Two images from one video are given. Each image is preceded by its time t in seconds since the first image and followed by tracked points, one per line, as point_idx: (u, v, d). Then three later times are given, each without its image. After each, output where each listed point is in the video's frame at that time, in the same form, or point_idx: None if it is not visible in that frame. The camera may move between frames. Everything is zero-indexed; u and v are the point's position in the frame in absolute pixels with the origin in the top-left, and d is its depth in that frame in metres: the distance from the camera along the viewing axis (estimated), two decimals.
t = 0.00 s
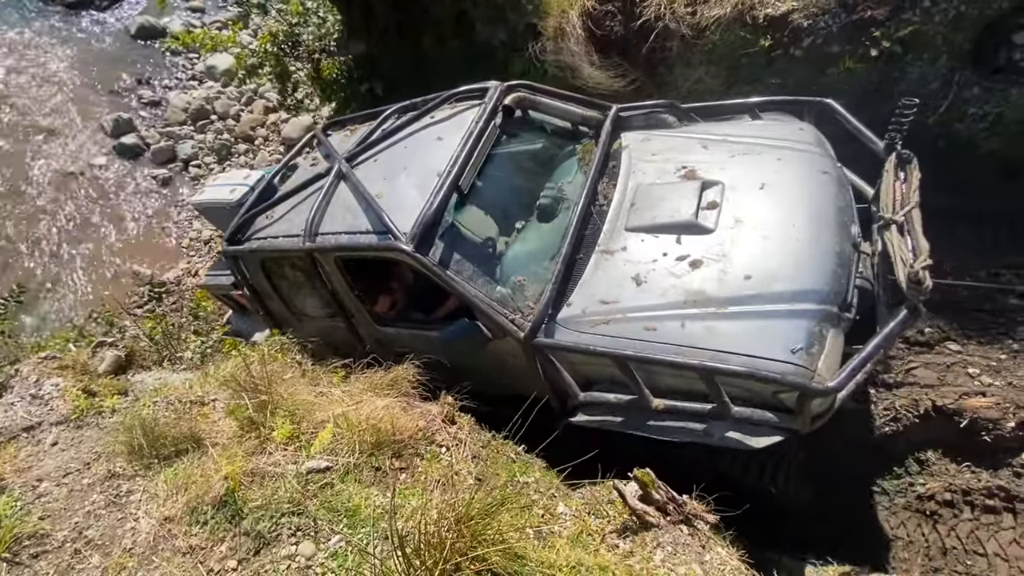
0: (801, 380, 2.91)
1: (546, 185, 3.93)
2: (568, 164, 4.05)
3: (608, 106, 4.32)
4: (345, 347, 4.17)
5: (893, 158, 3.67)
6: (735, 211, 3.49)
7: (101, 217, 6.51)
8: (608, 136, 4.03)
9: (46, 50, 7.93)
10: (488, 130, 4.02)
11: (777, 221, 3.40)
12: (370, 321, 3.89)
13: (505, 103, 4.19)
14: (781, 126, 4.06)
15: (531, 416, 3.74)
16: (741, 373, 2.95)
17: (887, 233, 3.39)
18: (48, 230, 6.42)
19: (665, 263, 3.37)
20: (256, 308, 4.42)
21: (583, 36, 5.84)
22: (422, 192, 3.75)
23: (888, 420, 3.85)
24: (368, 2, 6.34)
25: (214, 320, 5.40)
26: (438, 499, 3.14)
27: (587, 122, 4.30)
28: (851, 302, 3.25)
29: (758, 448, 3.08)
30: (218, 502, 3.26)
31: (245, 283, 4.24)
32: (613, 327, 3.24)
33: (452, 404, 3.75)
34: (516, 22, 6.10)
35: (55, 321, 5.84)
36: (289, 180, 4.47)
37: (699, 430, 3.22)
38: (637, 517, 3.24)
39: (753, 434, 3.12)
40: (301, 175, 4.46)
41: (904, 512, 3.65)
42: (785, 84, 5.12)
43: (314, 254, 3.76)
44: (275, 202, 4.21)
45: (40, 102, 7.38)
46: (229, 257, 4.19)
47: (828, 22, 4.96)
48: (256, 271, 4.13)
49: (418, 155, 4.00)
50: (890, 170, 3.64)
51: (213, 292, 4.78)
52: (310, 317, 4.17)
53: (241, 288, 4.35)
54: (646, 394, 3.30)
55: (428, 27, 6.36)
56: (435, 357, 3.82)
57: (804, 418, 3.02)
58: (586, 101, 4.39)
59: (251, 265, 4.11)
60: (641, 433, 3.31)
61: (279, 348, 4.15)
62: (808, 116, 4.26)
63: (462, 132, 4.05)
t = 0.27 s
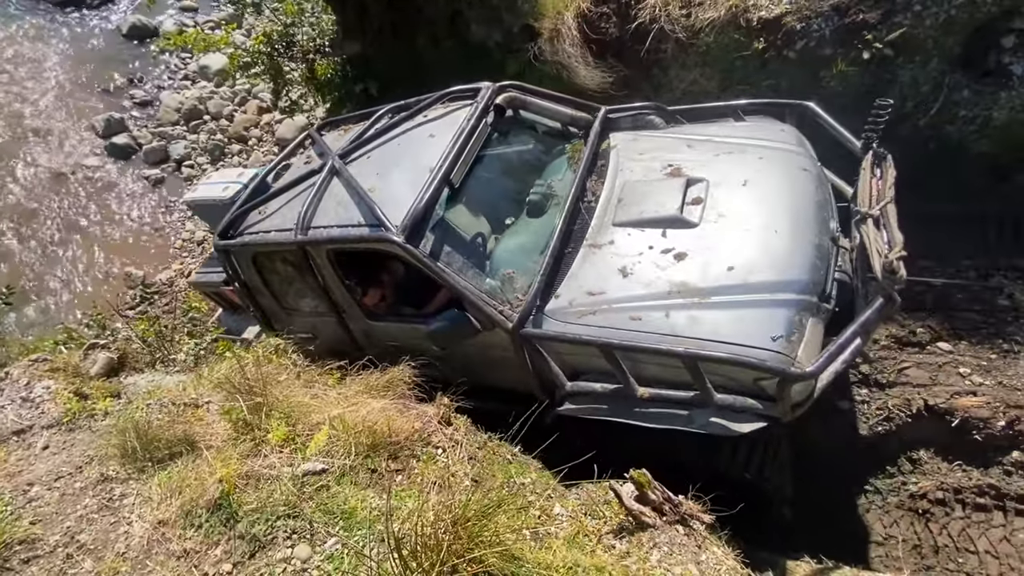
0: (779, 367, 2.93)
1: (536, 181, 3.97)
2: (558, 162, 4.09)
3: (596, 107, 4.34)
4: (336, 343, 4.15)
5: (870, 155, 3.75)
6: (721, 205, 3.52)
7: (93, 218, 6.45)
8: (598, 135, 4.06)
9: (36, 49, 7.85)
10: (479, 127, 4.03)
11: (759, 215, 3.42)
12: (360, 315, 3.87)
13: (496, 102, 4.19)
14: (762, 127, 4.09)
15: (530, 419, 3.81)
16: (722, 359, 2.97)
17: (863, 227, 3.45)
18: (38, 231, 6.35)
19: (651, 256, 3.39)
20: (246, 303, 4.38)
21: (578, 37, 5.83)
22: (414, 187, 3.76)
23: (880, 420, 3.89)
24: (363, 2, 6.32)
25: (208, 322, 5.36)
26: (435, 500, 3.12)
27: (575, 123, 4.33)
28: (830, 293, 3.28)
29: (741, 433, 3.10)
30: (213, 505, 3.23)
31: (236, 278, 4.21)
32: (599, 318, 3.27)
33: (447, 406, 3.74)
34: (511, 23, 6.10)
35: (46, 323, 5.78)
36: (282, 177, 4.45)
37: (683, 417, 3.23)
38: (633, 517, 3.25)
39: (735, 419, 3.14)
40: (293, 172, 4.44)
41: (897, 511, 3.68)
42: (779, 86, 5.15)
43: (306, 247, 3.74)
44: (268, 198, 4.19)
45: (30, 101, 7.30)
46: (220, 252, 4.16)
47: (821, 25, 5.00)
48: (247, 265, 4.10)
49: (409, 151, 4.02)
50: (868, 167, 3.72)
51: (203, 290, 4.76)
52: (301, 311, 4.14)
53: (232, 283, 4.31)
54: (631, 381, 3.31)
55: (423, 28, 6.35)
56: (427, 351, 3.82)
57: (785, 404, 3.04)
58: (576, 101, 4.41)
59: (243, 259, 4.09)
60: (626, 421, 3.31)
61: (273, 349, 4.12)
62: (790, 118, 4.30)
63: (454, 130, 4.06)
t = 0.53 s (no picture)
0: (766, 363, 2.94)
1: (527, 180, 3.96)
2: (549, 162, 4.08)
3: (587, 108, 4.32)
4: (327, 342, 4.14)
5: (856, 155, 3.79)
6: (710, 204, 3.53)
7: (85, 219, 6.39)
8: (588, 134, 4.05)
9: (27, 48, 7.77)
10: (471, 127, 4.03)
11: (746, 214, 3.44)
12: (350, 314, 3.86)
13: (488, 103, 4.19)
14: (751, 128, 4.11)
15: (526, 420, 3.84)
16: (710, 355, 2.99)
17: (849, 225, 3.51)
18: (29, 232, 6.29)
19: (640, 254, 3.40)
20: (236, 302, 4.35)
21: (573, 39, 5.83)
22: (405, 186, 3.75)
23: (874, 420, 3.91)
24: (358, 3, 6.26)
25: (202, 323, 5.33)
26: (431, 503, 3.10)
27: (567, 123, 4.29)
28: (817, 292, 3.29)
29: (728, 429, 3.11)
30: (206, 508, 3.21)
31: (227, 276, 4.18)
32: (589, 316, 3.27)
33: (443, 407, 3.75)
34: (506, 24, 6.09)
35: (37, 325, 5.72)
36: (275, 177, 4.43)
37: (672, 413, 3.23)
38: (629, 518, 3.25)
39: (722, 414, 3.15)
40: (286, 171, 4.42)
41: (891, 510, 3.70)
42: (773, 88, 5.17)
43: (298, 245, 3.73)
44: (261, 197, 4.17)
45: (21, 101, 7.24)
46: (212, 251, 4.13)
47: (814, 28, 5.04)
48: (239, 264, 4.08)
49: (401, 151, 4.01)
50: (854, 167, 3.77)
51: (193, 290, 4.75)
52: (292, 310, 4.13)
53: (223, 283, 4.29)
54: (621, 378, 3.31)
55: (418, 30, 6.35)
56: (419, 349, 3.83)
57: (771, 399, 3.03)
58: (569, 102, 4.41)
59: (235, 258, 4.07)
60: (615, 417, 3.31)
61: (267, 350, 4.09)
62: (778, 120, 4.37)
63: (446, 129, 4.05)
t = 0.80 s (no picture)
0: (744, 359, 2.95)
1: (511, 181, 3.96)
2: (534, 162, 4.08)
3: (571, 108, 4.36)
4: (316, 343, 4.14)
5: (833, 152, 3.81)
6: (690, 203, 3.54)
7: (72, 222, 6.32)
8: (572, 134, 4.05)
9: (12, 48, 7.67)
10: (455, 128, 4.02)
11: (726, 212, 3.45)
12: (336, 316, 3.85)
13: (472, 104, 4.18)
14: (730, 126, 4.11)
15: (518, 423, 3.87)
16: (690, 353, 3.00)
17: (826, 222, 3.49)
18: (16, 236, 6.21)
19: (622, 253, 3.40)
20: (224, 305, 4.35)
21: (564, 38, 5.78)
22: (390, 187, 3.73)
23: (866, 415, 3.92)
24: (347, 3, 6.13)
25: (193, 326, 5.27)
26: (424, 505, 3.09)
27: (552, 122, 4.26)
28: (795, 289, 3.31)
29: (707, 426, 3.11)
30: (198, 514, 3.18)
31: (213, 280, 4.18)
32: (572, 315, 3.27)
33: (438, 408, 3.76)
34: (497, 23, 6.06)
35: (25, 330, 5.65)
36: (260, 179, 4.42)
37: (653, 410, 3.23)
38: (624, 517, 3.25)
39: (702, 410, 3.16)
40: (272, 174, 4.40)
41: (884, 506, 3.73)
42: (764, 87, 5.19)
43: (282, 247, 3.71)
44: (245, 200, 4.15)
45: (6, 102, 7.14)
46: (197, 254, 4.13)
47: (803, 26, 5.04)
48: (224, 267, 4.08)
49: (385, 152, 4.00)
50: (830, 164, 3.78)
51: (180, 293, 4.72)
52: (279, 312, 4.13)
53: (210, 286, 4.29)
54: (603, 377, 3.31)
55: (410, 29, 6.36)
56: (407, 349, 3.81)
57: (749, 393, 3.03)
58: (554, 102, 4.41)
59: (219, 261, 4.07)
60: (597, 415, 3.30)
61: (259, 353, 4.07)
62: (759, 117, 4.38)
63: (429, 130, 4.04)
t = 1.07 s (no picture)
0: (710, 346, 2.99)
1: (483, 180, 3.93)
2: (506, 161, 4.06)
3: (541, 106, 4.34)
4: (292, 347, 4.08)
5: (792, 145, 3.87)
6: (657, 197, 3.57)
7: (41, 233, 6.14)
8: (542, 132, 4.05)
9: None
10: (425, 128, 4.00)
11: (692, 204, 3.49)
12: (311, 319, 3.80)
13: (442, 104, 4.16)
14: (696, 122, 4.15)
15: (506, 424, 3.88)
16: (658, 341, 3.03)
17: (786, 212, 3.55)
18: None
19: (592, 248, 3.42)
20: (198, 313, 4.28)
21: (541, 36, 5.71)
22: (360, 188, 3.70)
23: (847, 403, 4.00)
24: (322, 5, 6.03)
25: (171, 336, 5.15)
26: (413, 509, 3.06)
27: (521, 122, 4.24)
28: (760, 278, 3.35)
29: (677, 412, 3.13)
30: (180, 529, 3.10)
31: (185, 287, 4.10)
32: (543, 309, 3.27)
33: (424, 411, 3.72)
34: (474, 22, 6.03)
35: None
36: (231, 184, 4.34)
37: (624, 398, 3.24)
38: (614, 514, 3.26)
39: (672, 397, 3.19)
40: (243, 178, 4.34)
41: (867, 492, 3.81)
42: (740, 82, 5.24)
43: (253, 251, 3.66)
44: (216, 205, 4.08)
45: None
46: (168, 261, 4.05)
47: (776, 22, 5.10)
48: (197, 273, 4.01)
49: (356, 153, 3.96)
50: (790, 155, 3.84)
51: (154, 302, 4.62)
52: (254, 317, 4.07)
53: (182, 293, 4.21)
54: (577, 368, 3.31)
55: (387, 30, 6.31)
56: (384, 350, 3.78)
57: (715, 378, 3.07)
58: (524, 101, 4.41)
59: (191, 267, 4.00)
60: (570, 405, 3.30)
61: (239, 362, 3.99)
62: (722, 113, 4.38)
63: (400, 131, 4.01)
